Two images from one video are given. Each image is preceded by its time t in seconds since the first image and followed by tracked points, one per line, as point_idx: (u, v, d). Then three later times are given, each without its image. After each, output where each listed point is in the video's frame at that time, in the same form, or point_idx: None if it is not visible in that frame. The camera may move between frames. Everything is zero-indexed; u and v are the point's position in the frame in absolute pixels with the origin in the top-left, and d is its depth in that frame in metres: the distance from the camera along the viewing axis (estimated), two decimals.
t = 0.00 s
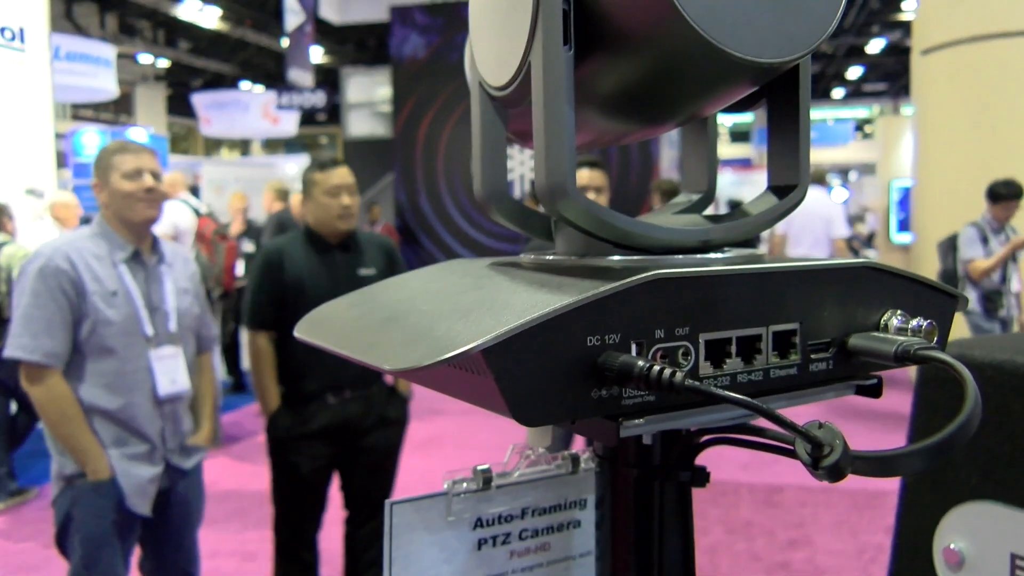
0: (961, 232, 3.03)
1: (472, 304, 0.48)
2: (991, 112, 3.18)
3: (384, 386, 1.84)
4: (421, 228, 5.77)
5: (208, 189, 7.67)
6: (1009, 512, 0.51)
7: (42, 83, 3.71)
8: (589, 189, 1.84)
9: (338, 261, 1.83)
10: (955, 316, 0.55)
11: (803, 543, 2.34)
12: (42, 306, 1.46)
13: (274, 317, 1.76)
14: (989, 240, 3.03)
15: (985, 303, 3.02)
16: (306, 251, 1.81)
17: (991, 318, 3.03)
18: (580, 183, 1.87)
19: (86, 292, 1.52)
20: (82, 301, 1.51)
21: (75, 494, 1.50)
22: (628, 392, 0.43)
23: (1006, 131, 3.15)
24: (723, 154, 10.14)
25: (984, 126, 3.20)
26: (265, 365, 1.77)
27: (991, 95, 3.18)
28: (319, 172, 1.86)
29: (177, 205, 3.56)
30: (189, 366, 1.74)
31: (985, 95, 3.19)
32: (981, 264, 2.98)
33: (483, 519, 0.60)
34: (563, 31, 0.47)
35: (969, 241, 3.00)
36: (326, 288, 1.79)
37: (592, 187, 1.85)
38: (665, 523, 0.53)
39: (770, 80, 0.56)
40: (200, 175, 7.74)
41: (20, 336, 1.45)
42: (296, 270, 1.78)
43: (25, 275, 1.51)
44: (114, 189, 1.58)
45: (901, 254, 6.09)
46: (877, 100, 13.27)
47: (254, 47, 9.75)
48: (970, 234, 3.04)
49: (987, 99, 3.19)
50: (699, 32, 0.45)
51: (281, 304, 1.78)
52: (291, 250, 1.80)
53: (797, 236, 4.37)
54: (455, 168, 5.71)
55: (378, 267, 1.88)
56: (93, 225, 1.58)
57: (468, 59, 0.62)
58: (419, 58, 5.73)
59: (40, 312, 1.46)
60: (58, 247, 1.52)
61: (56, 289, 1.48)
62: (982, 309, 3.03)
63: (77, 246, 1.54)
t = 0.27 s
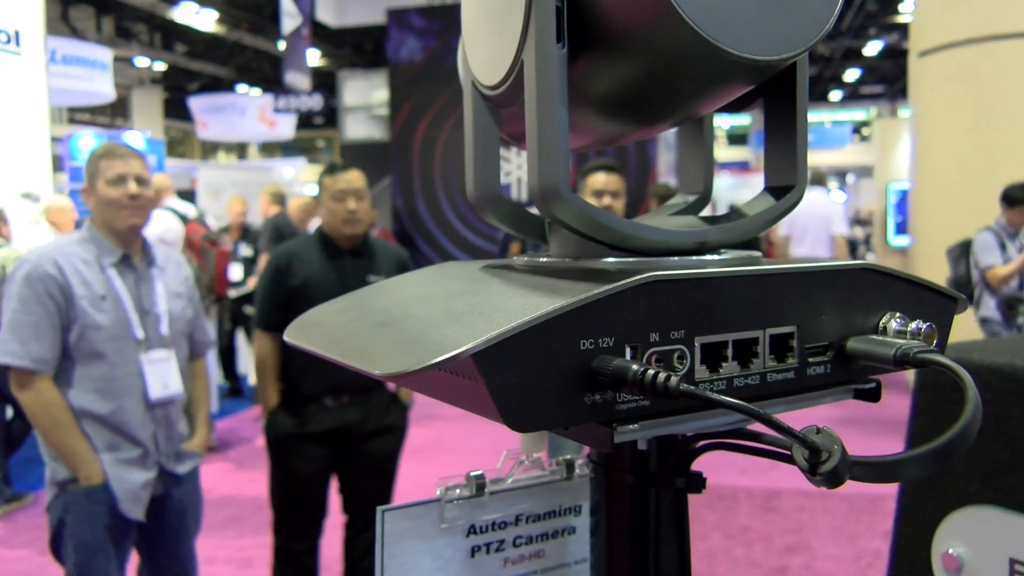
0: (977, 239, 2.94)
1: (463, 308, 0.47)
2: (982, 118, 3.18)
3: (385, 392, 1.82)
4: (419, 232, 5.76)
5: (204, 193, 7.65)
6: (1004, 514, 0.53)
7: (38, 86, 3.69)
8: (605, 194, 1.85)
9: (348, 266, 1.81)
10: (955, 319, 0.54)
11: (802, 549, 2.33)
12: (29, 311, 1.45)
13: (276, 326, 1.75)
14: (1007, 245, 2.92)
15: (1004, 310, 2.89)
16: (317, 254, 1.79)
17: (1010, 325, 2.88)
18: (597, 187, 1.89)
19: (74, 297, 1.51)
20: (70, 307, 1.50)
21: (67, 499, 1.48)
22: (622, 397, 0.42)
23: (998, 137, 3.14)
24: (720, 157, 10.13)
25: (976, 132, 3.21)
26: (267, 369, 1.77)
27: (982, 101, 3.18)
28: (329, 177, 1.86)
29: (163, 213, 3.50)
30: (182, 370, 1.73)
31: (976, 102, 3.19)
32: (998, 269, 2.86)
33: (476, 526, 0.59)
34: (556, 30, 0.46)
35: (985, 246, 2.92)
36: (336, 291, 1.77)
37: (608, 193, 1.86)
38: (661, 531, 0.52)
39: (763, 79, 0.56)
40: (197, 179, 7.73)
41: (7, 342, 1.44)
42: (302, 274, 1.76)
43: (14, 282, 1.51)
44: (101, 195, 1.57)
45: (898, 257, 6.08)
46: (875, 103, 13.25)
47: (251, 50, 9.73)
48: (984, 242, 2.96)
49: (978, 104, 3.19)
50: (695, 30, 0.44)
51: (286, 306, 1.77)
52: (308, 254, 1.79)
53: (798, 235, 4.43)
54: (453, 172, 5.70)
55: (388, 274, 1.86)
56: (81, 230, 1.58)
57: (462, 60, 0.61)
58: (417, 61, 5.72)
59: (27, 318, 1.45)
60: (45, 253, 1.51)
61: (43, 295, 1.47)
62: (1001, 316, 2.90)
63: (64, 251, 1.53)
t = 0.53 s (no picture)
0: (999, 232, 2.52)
1: (453, 308, 0.46)
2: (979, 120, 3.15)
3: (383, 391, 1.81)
4: (418, 232, 5.75)
5: (201, 193, 7.62)
6: (1008, 515, 0.56)
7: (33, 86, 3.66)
8: (616, 196, 1.84)
9: (341, 266, 1.79)
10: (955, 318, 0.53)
11: (802, 547, 2.32)
12: (18, 312, 1.44)
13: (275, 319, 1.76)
14: None
15: None
16: (309, 254, 1.79)
17: None
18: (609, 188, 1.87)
19: (64, 297, 1.50)
20: (60, 307, 1.49)
21: (60, 499, 1.47)
22: (614, 398, 0.41)
23: (996, 138, 3.12)
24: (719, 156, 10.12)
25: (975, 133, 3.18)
26: (260, 370, 1.77)
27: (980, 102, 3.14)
28: (318, 177, 1.84)
29: (157, 214, 3.47)
30: (176, 369, 1.72)
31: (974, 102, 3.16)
32: None
33: (469, 530, 0.58)
34: (544, 24, 0.45)
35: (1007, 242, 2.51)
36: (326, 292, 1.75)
37: (620, 195, 1.85)
38: (656, 534, 0.51)
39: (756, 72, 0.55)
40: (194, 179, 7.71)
41: None
42: (293, 273, 1.75)
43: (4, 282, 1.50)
44: (91, 196, 1.56)
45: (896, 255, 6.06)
46: (873, 101, 13.23)
47: (248, 50, 9.70)
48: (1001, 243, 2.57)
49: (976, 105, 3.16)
50: (686, 24, 0.43)
51: (280, 307, 1.76)
52: (298, 255, 1.78)
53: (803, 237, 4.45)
54: (450, 172, 5.68)
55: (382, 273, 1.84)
56: (72, 230, 1.57)
57: (450, 57, 0.60)
58: (414, 60, 5.71)
59: (16, 318, 1.44)
60: (35, 254, 1.50)
61: (32, 295, 1.46)
62: None
63: (54, 252, 1.52)
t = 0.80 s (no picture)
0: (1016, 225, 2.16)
1: (442, 303, 0.45)
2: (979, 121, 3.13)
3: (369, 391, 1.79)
4: (416, 231, 5.73)
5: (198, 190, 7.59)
6: (1011, 514, 0.55)
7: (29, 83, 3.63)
8: (611, 192, 1.82)
9: (317, 264, 1.76)
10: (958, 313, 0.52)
11: (801, 546, 2.31)
12: (11, 309, 1.43)
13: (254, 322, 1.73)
14: None
15: None
16: (282, 252, 1.76)
17: None
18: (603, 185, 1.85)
19: (56, 293, 1.48)
20: (53, 304, 1.48)
21: (53, 496, 1.46)
22: (606, 396, 0.40)
23: (997, 141, 3.10)
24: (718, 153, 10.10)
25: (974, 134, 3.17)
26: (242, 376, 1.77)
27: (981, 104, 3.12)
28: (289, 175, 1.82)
29: (164, 211, 3.46)
30: (171, 367, 1.70)
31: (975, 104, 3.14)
32: None
33: (461, 531, 0.57)
34: (535, 8, 0.44)
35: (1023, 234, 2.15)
36: (302, 291, 1.72)
37: (614, 191, 1.82)
38: (651, 536, 0.50)
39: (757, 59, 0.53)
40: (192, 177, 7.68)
41: None
42: (270, 274, 1.73)
43: None
44: (86, 192, 1.54)
45: (896, 252, 6.04)
46: (871, 97, 13.21)
47: (244, 47, 9.67)
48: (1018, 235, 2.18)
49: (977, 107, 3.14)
50: (680, 8, 0.42)
51: (259, 307, 1.74)
52: (273, 252, 1.76)
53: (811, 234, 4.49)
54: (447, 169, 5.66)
55: (361, 271, 1.80)
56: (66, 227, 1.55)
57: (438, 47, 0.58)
58: (411, 57, 5.70)
59: (9, 315, 1.43)
60: (28, 250, 1.49)
61: (25, 292, 1.45)
62: None
63: (47, 248, 1.50)
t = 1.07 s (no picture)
0: None
1: (432, 297, 0.43)
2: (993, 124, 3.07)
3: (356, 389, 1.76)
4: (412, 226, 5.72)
5: (195, 186, 7.55)
6: (1011, 514, 0.56)
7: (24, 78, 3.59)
8: (604, 182, 1.79)
9: (296, 261, 1.73)
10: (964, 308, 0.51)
11: (797, 542, 2.30)
12: (5, 306, 1.41)
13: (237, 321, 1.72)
14: None
15: None
16: (262, 250, 1.73)
17: None
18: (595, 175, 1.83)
19: (50, 289, 1.46)
20: (47, 301, 1.46)
21: (48, 492, 1.45)
22: (601, 395, 0.38)
23: (1003, 133, 3.05)
24: (716, 148, 10.08)
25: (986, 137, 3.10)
26: (226, 376, 1.76)
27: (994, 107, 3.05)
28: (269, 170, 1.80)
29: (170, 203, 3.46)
30: (167, 363, 1.68)
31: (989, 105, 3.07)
32: None
33: (452, 533, 0.55)
34: None
35: None
36: (281, 290, 1.69)
37: (606, 180, 1.80)
38: (647, 538, 0.48)
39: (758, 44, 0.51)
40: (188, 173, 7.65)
41: None
42: (249, 273, 1.71)
43: None
44: (82, 189, 1.52)
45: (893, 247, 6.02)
46: (869, 92, 13.16)
47: (240, 43, 9.61)
48: None
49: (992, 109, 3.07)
50: None
51: (240, 307, 1.72)
52: (252, 252, 1.73)
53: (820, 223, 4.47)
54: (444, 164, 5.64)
55: (342, 266, 1.76)
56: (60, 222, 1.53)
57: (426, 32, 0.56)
58: (407, 52, 5.65)
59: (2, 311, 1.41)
60: (21, 246, 1.46)
61: (18, 289, 1.42)
62: None
63: (40, 244, 1.48)
